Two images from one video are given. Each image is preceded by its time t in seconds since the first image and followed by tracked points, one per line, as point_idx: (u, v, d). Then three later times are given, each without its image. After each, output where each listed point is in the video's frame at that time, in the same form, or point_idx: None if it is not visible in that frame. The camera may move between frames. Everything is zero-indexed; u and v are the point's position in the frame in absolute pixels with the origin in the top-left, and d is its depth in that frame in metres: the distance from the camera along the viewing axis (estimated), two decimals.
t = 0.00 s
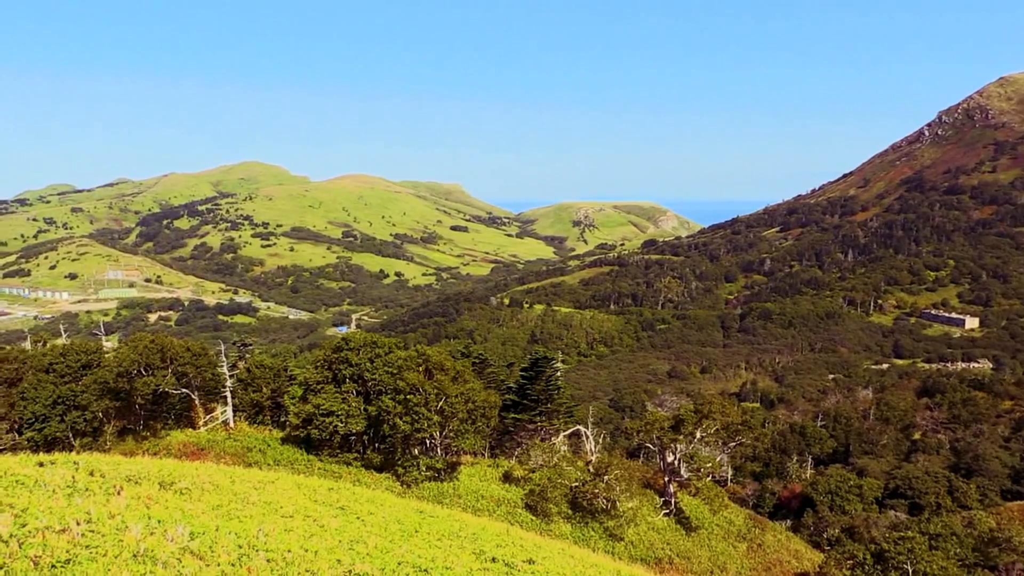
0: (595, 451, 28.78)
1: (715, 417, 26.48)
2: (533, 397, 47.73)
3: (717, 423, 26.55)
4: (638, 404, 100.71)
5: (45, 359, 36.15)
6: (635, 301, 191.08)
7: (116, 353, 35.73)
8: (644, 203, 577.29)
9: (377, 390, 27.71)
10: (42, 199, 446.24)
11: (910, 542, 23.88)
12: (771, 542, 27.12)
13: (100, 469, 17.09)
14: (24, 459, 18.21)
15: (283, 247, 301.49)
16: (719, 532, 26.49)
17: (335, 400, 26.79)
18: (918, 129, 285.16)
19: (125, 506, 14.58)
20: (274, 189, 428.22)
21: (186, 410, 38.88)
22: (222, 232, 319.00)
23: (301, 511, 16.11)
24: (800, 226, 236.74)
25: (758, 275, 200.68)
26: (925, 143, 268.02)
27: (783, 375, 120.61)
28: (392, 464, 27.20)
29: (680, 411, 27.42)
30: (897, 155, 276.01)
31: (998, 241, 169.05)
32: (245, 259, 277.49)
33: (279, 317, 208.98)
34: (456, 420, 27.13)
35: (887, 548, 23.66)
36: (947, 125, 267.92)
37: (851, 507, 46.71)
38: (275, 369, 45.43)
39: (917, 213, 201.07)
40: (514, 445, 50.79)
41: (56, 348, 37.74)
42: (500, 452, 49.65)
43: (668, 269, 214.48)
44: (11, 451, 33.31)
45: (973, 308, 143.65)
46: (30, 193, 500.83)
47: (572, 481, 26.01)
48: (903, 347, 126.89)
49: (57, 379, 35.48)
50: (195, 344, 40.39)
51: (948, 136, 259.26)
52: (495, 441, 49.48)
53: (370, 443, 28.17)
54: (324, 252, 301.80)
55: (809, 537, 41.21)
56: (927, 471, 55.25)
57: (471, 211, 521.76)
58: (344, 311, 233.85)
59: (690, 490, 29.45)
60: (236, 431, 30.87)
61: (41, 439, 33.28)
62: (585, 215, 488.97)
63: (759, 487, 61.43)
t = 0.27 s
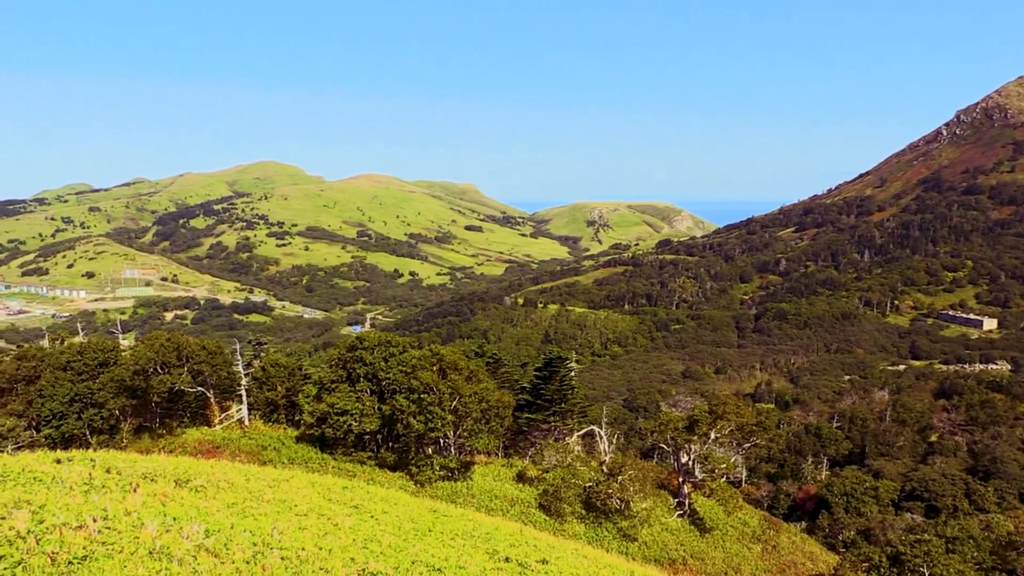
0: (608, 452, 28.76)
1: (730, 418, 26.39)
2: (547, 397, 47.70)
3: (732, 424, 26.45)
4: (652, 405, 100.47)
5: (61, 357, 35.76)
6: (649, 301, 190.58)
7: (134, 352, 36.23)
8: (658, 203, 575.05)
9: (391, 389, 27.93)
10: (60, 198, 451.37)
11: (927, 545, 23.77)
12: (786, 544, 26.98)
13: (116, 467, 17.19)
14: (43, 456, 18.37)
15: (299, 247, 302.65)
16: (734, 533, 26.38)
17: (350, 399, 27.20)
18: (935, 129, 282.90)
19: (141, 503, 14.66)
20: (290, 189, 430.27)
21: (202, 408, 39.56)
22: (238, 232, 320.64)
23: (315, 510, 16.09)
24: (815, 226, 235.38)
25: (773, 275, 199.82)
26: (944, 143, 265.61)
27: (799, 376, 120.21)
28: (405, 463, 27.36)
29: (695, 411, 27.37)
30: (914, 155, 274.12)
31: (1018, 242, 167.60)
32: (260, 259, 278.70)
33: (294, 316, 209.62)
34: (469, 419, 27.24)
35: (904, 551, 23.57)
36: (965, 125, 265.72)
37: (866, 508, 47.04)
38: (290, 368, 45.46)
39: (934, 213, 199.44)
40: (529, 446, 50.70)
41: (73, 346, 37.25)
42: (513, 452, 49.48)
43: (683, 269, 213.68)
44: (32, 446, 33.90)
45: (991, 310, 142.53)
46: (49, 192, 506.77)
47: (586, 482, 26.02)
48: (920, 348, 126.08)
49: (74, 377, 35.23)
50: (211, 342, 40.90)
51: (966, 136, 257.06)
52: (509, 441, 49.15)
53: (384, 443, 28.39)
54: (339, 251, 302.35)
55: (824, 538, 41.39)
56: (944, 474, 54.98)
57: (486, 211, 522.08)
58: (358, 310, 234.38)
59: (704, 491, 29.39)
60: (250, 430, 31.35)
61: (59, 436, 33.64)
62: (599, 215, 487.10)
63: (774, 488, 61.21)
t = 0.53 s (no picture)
0: (624, 453, 28.86)
1: (746, 419, 26.38)
2: (562, 397, 47.94)
3: (748, 425, 26.43)
4: (668, 405, 100.13)
5: (80, 355, 36.09)
6: (665, 301, 190.17)
7: (152, 350, 36.59)
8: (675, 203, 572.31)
9: (407, 389, 28.27)
10: (80, 196, 457.67)
11: (945, 549, 23.73)
12: (804, 546, 26.88)
13: (135, 464, 17.34)
14: (64, 452, 18.57)
15: (315, 246, 303.87)
16: (751, 535, 26.33)
17: (366, 398, 27.63)
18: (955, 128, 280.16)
19: (158, 500, 14.78)
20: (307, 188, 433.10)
21: (219, 406, 40.07)
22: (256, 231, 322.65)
23: (331, 508, 16.14)
24: (833, 226, 233.78)
25: (791, 275, 198.82)
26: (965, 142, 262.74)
27: (816, 377, 119.73)
28: (421, 462, 27.60)
29: (711, 412, 27.40)
30: (934, 154, 271.74)
31: None
32: (277, 258, 280.13)
33: (310, 315, 210.38)
34: (485, 419, 27.44)
35: (922, 554, 23.52)
36: (985, 124, 263.02)
37: (885, 511, 46.62)
38: (306, 366, 45.44)
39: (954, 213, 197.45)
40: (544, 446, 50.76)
41: (92, 344, 37.70)
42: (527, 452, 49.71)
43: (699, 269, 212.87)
44: (52, 443, 33.85)
45: (1012, 311, 141.14)
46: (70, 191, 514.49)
47: (601, 482, 26.08)
48: (939, 350, 125.28)
49: (93, 374, 35.55)
50: (228, 341, 41.46)
51: (988, 136, 254.39)
52: (524, 441, 49.31)
53: (399, 441, 28.74)
54: (355, 250, 303.13)
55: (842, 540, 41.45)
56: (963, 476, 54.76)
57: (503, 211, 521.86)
58: (374, 309, 234.92)
59: (721, 491, 29.38)
60: (267, 428, 31.76)
61: (78, 433, 33.79)
62: (616, 215, 484.98)
63: (791, 490, 61.04)
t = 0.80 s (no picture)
0: (641, 454, 28.93)
1: (765, 420, 26.49)
2: (580, 397, 47.80)
3: (767, 426, 26.48)
4: (686, 406, 99.56)
5: (103, 354, 37.79)
6: (684, 301, 189.73)
7: (174, 349, 37.30)
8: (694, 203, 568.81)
9: (425, 387, 28.59)
10: (104, 196, 465.55)
11: (966, 553, 23.67)
12: (823, 548, 26.77)
13: (155, 461, 17.52)
14: (87, 449, 18.86)
15: (334, 246, 305.48)
16: (770, 536, 26.22)
17: (384, 397, 27.95)
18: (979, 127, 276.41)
19: (178, 497, 14.90)
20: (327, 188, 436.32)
21: (238, 405, 40.13)
22: (275, 230, 325.46)
23: (349, 507, 16.19)
24: (853, 226, 231.59)
25: (810, 275, 197.48)
26: (989, 141, 259.07)
27: (835, 378, 119.10)
28: (438, 461, 27.80)
29: (729, 414, 27.53)
30: (957, 153, 268.64)
31: None
32: (296, 257, 282.08)
33: (328, 314, 211.35)
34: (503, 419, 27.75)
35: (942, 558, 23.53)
36: (1010, 123, 259.37)
37: (907, 513, 45.64)
38: (325, 365, 45.06)
39: (976, 213, 194.97)
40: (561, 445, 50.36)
41: (114, 343, 39.89)
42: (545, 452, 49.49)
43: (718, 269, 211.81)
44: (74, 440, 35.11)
45: None
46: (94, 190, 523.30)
47: (619, 482, 26.11)
48: (962, 351, 124.20)
49: (114, 372, 37.09)
50: (247, 339, 41.44)
51: (1013, 134, 250.84)
52: (541, 441, 49.05)
53: (417, 441, 29.05)
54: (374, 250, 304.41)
55: (862, 543, 41.17)
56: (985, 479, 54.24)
57: (521, 211, 522.07)
58: (392, 309, 235.63)
59: (739, 493, 29.33)
60: (285, 427, 32.05)
61: (99, 430, 34.64)
62: (634, 215, 481.79)
63: (810, 491, 60.68)
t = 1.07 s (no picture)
0: (656, 454, 28.96)
1: (781, 420, 26.55)
2: (595, 396, 47.80)
3: (783, 427, 26.52)
4: (701, 406, 98.75)
5: (121, 351, 38.35)
6: (699, 301, 189.16)
7: (191, 347, 37.85)
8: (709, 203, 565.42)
9: (440, 386, 28.77)
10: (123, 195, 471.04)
11: (985, 556, 24.32)
12: (839, 550, 26.69)
13: (171, 459, 17.63)
14: (104, 446, 18.96)
15: (350, 245, 306.55)
16: (785, 538, 26.15)
17: (399, 396, 28.16)
18: (999, 126, 273.40)
19: (194, 495, 14.98)
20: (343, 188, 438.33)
21: (254, 403, 40.25)
22: (291, 229, 327.35)
23: (364, 505, 16.21)
24: (871, 226, 229.70)
25: (827, 276, 196.16)
26: (1011, 141, 255.52)
27: (852, 379, 118.54)
28: (453, 460, 27.96)
29: (745, 414, 27.62)
30: (977, 153, 266.07)
31: None
32: (312, 257, 283.74)
33: (344, 313, 211.88)
34: (518, 418, 27.99)
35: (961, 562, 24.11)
36: None
37: (924, 516, 45.05)
38: (340, 365, 45.58)
39: (996, 213, 192.82)
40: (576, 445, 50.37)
41: (133, 340, 40.48)
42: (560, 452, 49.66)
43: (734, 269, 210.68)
44: (92, 438, 35.07)
45: None
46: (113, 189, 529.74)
47: (634, 482, 26.10)
48: (980, 353, 123.71)
49: (132, 369, 37.81)
50: (264, 338, 41.80)
51: None
52: (556, 441, 49.15)
53: (431, 440, 29.23)
54: (389, 249, 305.21)
55: (877, 546, 41.01)
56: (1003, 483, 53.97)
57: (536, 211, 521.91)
58: (408, 308, 236.01)
59: (754, 494, 29.28)
60: (300, 425, 32.30)
61: (117, 427, 35.03)
62: (649, 215, 478.72)
63: (826, 493, 60.45)
